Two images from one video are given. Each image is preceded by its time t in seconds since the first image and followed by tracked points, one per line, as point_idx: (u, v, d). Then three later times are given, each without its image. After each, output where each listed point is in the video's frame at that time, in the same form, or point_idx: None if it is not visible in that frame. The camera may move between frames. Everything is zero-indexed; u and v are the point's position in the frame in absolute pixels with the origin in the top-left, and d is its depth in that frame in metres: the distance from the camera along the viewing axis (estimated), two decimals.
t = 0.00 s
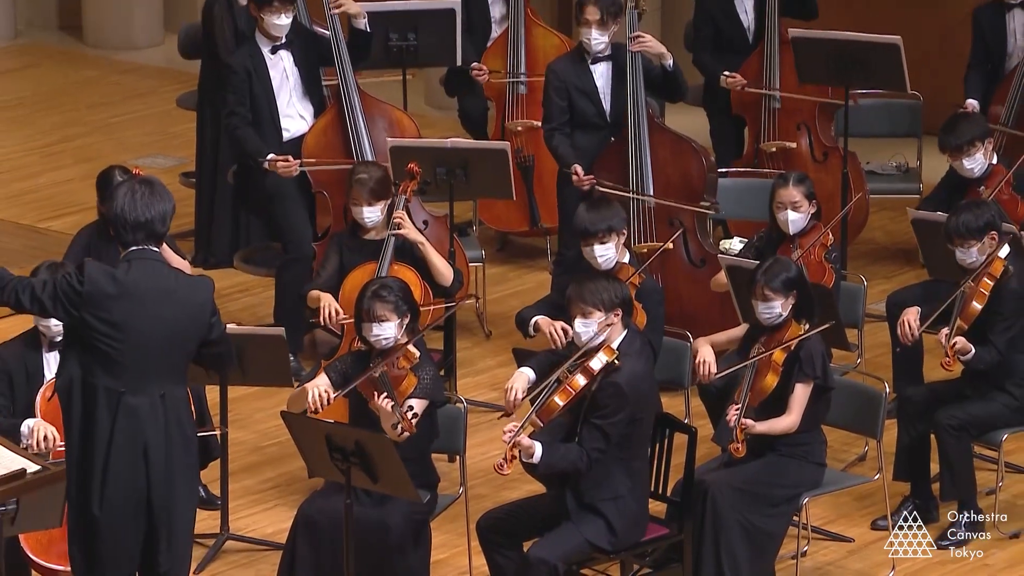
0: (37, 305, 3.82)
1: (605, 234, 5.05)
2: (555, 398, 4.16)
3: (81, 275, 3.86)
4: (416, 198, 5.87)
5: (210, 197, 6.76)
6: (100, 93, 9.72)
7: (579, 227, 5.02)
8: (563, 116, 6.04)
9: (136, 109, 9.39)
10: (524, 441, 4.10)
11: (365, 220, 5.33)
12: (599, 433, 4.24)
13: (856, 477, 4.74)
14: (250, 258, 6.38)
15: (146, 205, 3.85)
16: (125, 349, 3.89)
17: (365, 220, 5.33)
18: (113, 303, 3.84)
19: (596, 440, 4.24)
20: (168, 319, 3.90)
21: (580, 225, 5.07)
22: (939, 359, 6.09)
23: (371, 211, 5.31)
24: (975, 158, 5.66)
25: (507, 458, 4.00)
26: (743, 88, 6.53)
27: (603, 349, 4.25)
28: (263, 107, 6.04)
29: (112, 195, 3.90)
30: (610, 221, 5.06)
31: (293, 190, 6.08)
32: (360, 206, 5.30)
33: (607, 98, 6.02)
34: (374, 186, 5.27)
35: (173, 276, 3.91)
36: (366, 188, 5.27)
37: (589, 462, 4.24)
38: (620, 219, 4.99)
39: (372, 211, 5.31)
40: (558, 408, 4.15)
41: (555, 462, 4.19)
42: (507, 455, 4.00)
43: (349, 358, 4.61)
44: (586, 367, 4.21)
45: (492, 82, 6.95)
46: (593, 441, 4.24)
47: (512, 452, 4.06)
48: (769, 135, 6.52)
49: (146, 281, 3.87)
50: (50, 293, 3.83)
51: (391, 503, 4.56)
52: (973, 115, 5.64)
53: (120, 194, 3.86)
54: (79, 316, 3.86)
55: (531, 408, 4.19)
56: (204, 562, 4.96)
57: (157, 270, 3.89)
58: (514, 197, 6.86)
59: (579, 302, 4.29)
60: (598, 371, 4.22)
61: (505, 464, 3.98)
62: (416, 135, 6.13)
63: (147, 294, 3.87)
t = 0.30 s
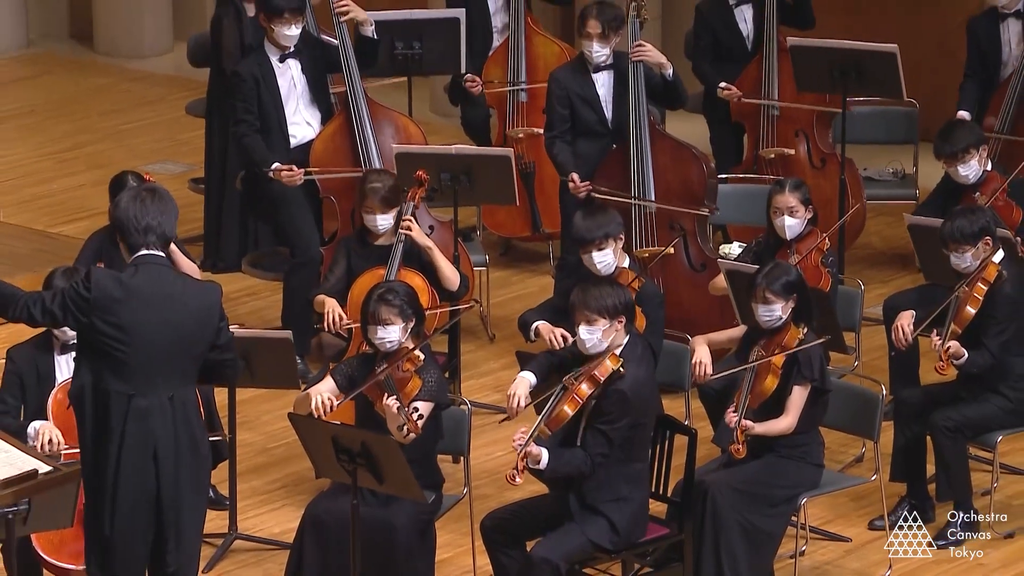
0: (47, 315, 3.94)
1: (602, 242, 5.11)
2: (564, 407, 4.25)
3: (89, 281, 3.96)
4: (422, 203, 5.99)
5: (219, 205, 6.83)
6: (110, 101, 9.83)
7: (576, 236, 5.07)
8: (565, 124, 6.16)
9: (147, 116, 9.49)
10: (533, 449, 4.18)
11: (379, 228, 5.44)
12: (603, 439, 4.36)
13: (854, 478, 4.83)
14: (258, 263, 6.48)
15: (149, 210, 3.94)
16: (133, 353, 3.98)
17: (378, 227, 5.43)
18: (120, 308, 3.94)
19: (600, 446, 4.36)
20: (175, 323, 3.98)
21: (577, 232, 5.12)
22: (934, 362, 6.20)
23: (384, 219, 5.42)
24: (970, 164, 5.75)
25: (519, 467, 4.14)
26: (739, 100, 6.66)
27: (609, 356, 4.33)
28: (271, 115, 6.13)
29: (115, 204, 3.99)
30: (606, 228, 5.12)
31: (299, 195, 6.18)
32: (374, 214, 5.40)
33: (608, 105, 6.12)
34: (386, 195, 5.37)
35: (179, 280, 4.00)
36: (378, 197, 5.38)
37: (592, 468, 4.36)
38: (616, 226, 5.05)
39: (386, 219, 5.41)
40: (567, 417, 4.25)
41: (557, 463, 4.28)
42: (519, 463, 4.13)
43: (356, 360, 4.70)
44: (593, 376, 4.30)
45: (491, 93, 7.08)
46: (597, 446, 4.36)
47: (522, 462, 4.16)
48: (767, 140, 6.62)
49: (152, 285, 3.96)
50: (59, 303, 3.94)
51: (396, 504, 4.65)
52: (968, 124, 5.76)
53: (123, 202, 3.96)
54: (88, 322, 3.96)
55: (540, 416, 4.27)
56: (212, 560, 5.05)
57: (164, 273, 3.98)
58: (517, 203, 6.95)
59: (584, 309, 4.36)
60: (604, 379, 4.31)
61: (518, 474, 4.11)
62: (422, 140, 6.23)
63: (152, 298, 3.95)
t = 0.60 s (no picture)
0: (56, 323, 4.00)
1: (598, 251, 5.18)
2: (570, 417, 4.38)
3: (96, 286, 4.03)
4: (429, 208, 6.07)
5: (227, 209, 6.95)
6: (121, 108, 9.94)
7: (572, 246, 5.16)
8: (567, 131, 6.25)
9: (157, 122, 9.60)
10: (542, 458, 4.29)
11: (389, 234, 5.51)
12: (608, 444, 4.47)
13: (852, 479, 4.91)
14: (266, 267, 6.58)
15: (154, 213, 4.03)
16: (142, 356, 4.07)
17: (388, 234, 5.51)
18: (128, 311, 4.02)
19: (605, 451, 4.47)
20: (182, 325, 4.07)
21: (574, 243, 5.21)
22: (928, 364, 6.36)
23: (394, 226, 5.50)
24: (964, 173, 5.85)
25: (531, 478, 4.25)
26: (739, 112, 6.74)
27: (613, 364, 4.48)
28: (278, 123, 6.22)
29: (116, 210, 4.07)
30: (602, 237, 5.19)
31: (307, 201, 6.27)
32: (384, 222, 5.48)
33: (609, 113, 6.23)
34: (396, 203, 5.45)
35: (183, 282, 4.09)
36: (388, 206, 5.45)
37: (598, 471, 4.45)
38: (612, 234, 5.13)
39: (395, 226, 5.49)
40: (574, 427, 4.38)
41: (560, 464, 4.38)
42: (530, 474, 4.25)
43: (362, 361, 4.81)
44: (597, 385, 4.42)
45: (496, 102, 7.14)
46: (602, 451, 4.47)
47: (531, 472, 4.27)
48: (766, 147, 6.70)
49: (158, 288, 4.04)
50: (67, 308, 4.00)
51: (401, 504, 4.74)
52: (962, 132, 5.85)
53: (125, 207, 4.04)
54: (97, 327, 4.03)
55: (547, 426, 4.39)
56: (221, 560, 5.14)
57: (170, 275, 4.08)
58: (520, 209, 7.06)
59: (585, 317, 4.45)
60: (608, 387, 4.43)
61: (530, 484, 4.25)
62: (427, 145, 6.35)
63: (159, 301, 4.04)
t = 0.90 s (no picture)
0: (66, 325, 4.11)
1: (596, 258, 5.26)
2: (571, 415, 4.49)
3: (104, 290, 4.13)
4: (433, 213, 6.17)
5: (235, 213, 7.05)
6: (132, 113, 10.04)
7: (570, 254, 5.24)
8: (569, 137, 6.37)
9: (166, 128, 9.70)
10: (539, 453, 4.40)
11: (403, 240, 5.62)
12: (605, 441, 4.59)
13: (849, 478, 5.00)
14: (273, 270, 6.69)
15: (160, 218, 4.13)
16: (151, 358, 4.17)
17: (401, 241, 5.62)
18: (136, 314, 4.12)
19: (603, 449, 4.59)
20: (189, 327, 4.17)
21: (573, 251, 5.28)
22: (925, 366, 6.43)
23: (407, 231, 5.60)
24: (959, 178, 5.95)
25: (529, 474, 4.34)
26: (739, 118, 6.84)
27: (614, 366, 4.57)
28: (284, 131, 6.33)
29: (120, 216, 4.15)
30: (599, 244, 5.27)
31: (314, 205, 6.38)
32: (398, 228, 5.57)
33: (610, 119, 6.33)
34: (410, 209, 5.55)
35: (188, 284, 4.19)
36: (402, 212, 5.55)
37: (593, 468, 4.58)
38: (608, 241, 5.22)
39: (409, 233, 5.60)
40: (574, 425, 4.49)
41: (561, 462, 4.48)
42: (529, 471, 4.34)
43: (368, 362, 4.92)
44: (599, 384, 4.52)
45: (498, 110, 7.25)
46: (599, 448, 4.59)
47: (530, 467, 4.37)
48: (765, 152, 6.80)
49: (165, 291, 4.14)
50: (77, 312, 4.12)
51: (406, 503, 4.83)
52: (956, 139, 5.96)
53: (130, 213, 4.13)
54: (106, 330, 4.13)
55: (548, 423, 4.51)
56: (229, 557, 5.24)
57: (176, 278, 4.17)
58: (523, 213, 7.16)
59: (587, 317, 4.54)
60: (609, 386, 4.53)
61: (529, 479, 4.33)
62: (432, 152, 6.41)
63: (167, 304, 4.14)
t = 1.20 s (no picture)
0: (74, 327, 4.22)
1: (595, 262, 5.36)
2: (569, 409, 4.59)
3: (112, 293, 4.22)
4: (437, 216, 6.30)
5: (242, 216, 7.16)
6: (143, 118, 10.16)
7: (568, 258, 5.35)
8: (572, 142, 6.47)
9: (175, 133, 9.81)
10: (537, 446, 4.49)
11: (409, 240, 5.72)
12: (603, 437, 4.68)
13: (847, 478, 5.09)
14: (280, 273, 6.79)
15: (163, 220, 4.23)
16: (159, 359, 4.26)
17: (408, 241, 5.72)
18: (143, 315, 4.21)
19: (599, 444, 4.68)
20: (196, 328, 4.27)
21: (572, 255, 5.39)
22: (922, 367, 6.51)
23: (414, 232, 5.70)
24: (954, 183, 6.05)
25: (525, 466, 4.45)
26: (739, 122, 6.94)
27: (615, 364, 4.67)
28: (292, 135, 6.44)
29: (125, 220, 4.25)
30: (596, 249, 5.37)
31: (320, 208, 6.48)
32: (405, 227, 5.67)
33: (612, 123, 6.43)
34: (419, 211, 5.64)
35: (193, 285, 4.28)
36: (412, 212, 5.64)
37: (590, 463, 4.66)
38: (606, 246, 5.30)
39: (415, 234, 5.70)
40: (572, 419, 4.58)
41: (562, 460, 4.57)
42: (525, 463, 4.45)
43: (372, 362, 5.00)
44: (598, 380, 4.62)
45: (503, 114, 7.35)
46: (597, 444, 4.68)
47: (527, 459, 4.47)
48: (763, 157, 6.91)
49: (171, 292, 4.24)
50: (85, 314, 4.22)
51: (411, 501, 4.93)
52: (950, 145, 6.05)
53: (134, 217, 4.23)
54: (114, 332, 4.23)
55: (547, 417, 4.61)
56: (238, 554, 5.33)
57: (180, 279, 4.27)
58: (526, 216, 7.25)
59: (592, 315, 4.64)
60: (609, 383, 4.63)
61: (524, 470, 4.44)
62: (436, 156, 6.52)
63: (173, 305, 4.23)
